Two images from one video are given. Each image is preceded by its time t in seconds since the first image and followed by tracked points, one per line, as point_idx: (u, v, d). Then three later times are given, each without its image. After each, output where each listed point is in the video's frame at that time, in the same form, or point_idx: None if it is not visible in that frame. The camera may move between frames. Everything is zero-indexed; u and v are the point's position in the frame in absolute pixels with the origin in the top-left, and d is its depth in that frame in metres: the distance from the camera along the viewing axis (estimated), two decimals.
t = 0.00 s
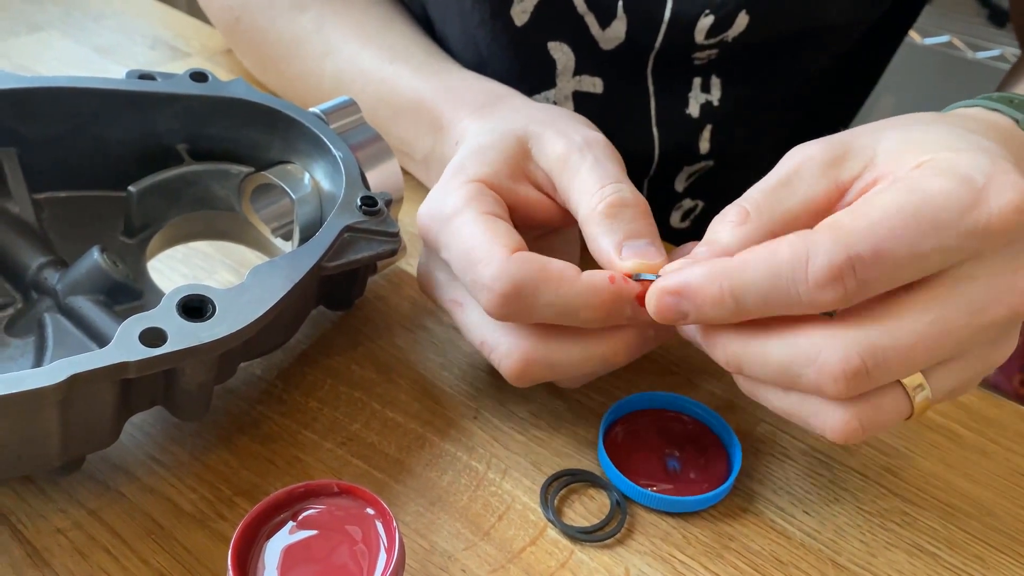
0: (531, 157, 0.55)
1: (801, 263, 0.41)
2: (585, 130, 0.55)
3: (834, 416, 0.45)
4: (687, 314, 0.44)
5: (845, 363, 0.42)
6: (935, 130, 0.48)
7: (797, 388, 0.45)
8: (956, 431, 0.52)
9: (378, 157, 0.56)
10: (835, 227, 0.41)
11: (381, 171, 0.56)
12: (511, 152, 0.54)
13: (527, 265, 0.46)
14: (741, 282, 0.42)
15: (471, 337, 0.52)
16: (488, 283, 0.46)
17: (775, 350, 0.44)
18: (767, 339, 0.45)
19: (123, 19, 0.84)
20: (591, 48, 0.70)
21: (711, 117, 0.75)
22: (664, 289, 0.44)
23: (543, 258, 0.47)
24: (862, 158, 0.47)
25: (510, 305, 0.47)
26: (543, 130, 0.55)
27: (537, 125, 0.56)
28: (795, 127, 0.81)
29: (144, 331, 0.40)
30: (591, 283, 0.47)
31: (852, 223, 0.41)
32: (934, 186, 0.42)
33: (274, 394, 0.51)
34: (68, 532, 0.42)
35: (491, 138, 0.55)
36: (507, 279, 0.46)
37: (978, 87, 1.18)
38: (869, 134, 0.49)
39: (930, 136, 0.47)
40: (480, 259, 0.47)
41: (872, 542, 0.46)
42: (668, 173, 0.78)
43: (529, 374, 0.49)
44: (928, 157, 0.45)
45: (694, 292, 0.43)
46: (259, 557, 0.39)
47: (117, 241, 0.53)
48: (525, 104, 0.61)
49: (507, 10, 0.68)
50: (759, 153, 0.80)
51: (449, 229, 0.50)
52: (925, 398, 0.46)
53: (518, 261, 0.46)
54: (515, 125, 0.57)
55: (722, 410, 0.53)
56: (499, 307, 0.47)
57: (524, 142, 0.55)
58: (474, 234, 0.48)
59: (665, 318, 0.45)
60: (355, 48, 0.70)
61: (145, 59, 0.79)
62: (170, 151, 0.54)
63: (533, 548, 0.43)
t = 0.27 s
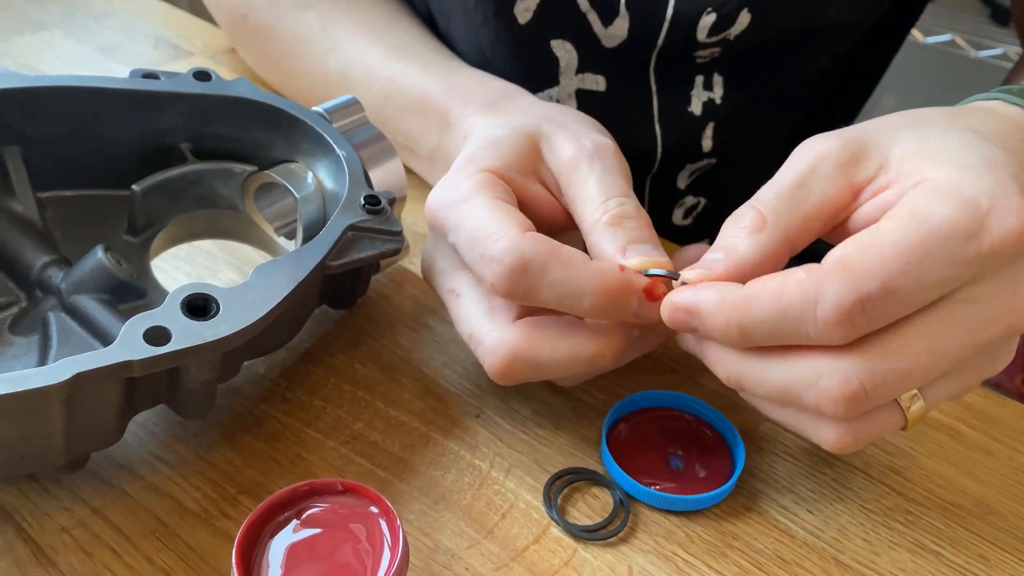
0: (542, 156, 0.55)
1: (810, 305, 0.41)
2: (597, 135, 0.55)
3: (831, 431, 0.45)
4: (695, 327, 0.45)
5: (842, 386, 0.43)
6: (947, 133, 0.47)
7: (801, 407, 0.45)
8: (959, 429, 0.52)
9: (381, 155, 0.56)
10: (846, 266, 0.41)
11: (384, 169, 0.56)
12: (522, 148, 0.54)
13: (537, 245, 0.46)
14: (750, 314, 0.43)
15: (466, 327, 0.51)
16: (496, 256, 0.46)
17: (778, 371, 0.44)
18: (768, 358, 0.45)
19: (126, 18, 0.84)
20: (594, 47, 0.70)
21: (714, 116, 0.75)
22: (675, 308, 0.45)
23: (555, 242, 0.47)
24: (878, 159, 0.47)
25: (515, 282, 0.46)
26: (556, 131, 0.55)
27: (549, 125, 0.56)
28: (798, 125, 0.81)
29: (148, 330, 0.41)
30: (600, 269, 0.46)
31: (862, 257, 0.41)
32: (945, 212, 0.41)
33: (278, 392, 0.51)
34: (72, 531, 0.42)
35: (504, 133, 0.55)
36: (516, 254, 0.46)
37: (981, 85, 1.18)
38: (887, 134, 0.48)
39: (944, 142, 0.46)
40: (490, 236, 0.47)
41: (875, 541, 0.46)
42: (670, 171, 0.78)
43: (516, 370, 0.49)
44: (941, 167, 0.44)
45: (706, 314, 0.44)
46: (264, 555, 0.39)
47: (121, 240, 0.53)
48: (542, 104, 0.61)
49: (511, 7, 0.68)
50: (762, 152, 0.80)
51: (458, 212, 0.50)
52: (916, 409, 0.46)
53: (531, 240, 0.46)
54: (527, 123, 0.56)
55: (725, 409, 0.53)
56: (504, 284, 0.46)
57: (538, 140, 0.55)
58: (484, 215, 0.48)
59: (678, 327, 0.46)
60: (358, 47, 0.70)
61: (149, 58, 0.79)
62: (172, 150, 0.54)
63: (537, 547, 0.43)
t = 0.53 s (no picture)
0: (544, 153, 0.55)
1: (791, 226, 0.42)
2: (598, 129, 0.56)
3: (859, 375, 0.45)
4: (695, 301, 0.44)
5: (857, 308, 0.42)
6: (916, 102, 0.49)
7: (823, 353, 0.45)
8: (961, 428, 0.52)
9: (383, 154, 0.56)
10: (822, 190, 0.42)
11: (387, 168, 0.56)
12: (525, 146, 0.55)
13: (539, 260, 0.46)
14: (737, 253, 0.43)
15: (478, 327, 0.51)
16: (500, 274, 0.47)
17: (791, 313, 0.45)
18: (779, 306, 0.45)
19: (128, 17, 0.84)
20: (596, 45, 0.70)
21: (716, 113, 0.75)
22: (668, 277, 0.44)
23: (556, 253, 0.47)
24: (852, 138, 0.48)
25: (521, 299, 0.47)
26: (557, 127, 0.55)
27: (550, 122, 0.56)
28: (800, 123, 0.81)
29: (153, 329, 0.41)
30: (602, 280, 0.47)
31: (833, 175, 0.42)
32: (914, 140, 0.42)
33: (280, 391, 0.51)
34: (76, 528, 0.42)
35: (505, 132, 0.55)
36: (519, 272, 0.46)
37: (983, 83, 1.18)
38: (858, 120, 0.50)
39: (909, 110, 0.48)
40: (493, 252, 0.47)
41: (877, 539, 0.46)
42: (672, 170, 0.79)
43: (532, 368, 0.49)
44: (911, 120, 0.46)
45: (695, 274, 0.43)
46: (267, 553, 0.39)
47: (124, 238, 0.53)
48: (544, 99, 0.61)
49: (514, 6, 0.68)
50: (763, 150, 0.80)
51: (462, 219, 0.50)
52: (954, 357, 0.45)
53: (532, 254, 0.46)
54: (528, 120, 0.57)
55: (727, 407, 0.53)
56: (509, 301, 0.47)
57: (540, 137, 0.55)
58: (487, 226, 0.48)
59: (673, 314, 0.45)
60: (361, 46, 0.70)
61: (151, 57, 0.79)
62: (176, 149, 0.55)
63: (539, 545, 0.43)
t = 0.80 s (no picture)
0: (528, 162, 0.55)
1: (823, 245, 0.42)
2: (586, 135, 0.55)
3: (875, 382, 0.45)
4: (727, 328, 0.43)
5: (882, 320, 0.42)
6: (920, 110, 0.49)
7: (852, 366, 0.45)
8: (963, 427, 0.52)
9: (385, 153, 0.56)
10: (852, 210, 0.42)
11: (389, 167, 0.56)
12: (507, 159, 0.55)
13: (521, 285, 0.47)
14: (770, 274, 0.42)
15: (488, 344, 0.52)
16: (485, 301, 0.47)
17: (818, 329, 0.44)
18: (804, 322, 0.45)
19: (130, 16, 0.85)
20: (597, 45, 0.70)
21: (718, 113, 0.75)
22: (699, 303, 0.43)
23: (539, 272, 0.47)
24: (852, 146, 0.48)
25: (508, 323, 0.48)
26: (541, 134, 0.55)
27: (534, 130, 0.56)
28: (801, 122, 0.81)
29: (155, 327, 0.41)
30: (586, 295, 0.46)
31: (856, 193, 0.43)
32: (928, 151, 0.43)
33: (283, 389, 0.51)
34: (79, 527, 0.42)
35: (489, 146, 0.55)
36: (502, 299, 0.47)
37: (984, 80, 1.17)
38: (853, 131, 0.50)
39: (909, 120, 0.48)
40: (478, 277, 0.48)
41: (878, 537, 0.46)
42: (673, 168, 0.79)
43: (541, 376, 0.50)
44: (917, 130, 0.46)
45: (729, 299, 0.42)
46: (269, 551, 0.39)
47: (126, 237, 0.53)
48: (537, 101, 0.60)
49: (515, 5, 0.69)
50: (765, 149, 0.80)
51: (449, 242, 0.51)
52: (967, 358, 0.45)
53: (513, 279, 0.47)
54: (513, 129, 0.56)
55: (729, 406, 0.53)
56: (498, 324, 0.48)
57: (525, 149, 0.55)
58: (471, 249, 0.49)
59: (705, 342, 0.43)
60: (362, 45, 0.70)
61: (153, 56, 0.80)
62: (178, 148, 0.55)
63: (541, 543, 0.43)
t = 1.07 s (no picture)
0: (515, 170, 0.55)
1: (734, 225, 0.44)
2: (570, 137, 0.54)
3: (901, 329, 0.44)
4: (674, 304, 0.42)
5: (835, 272, 0.43)
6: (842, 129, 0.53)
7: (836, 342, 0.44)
8: (967, 426, 0.52)
9: (388, 152, 0.56)
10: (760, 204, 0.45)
11: (391, 165, 0.56)
12: (492, 169, 0.55)
13: (505, 308, 0.47)
14: (693, 253, 0.44)
15: (492, 361, 0.52)
16: (475, 328, 0.48)
17: (783, 309, 0.44)
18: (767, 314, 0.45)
19: (132, 15, 0.85)
20: (599, 44, 0.70)
21: (720, 112, 0.75)
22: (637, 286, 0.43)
23: (523, 292, 0.48)
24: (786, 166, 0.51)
25: (502, 347, 0.48)
26: (526, 141, 0.55)
27: (520, 136, 0.55)
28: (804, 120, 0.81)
29: (158, 326, 0.41)
30: (570, 312, 0.46)
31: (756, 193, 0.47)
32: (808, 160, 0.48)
33: (285, 388, 0.51)
34: (83, 525, 0.42)
35: (474, 156, 0.55)
36: (490, 325, 0.48)
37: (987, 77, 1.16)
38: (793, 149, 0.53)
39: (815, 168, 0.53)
40: (466, 301, 0.49)
41: (882, 536, 0.46)
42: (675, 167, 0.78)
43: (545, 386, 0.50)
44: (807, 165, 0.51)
45: (666, 276, 0.43)
46: (272, 550, 0.39)
47: (129, 236, 0.53)
48: (521, 101, 0.60)
49: (515, 6, 0.68)
50: (767, 148, 0.80)
51: (439, 262, 0.51)
52: (961, 301, 0.45)
53: (498, 304, 0.48)
54: (499, 136, 0.56)
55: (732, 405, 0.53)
56: (494, 348, 0.49)
57: (510, 155, 0.55)
58: (456, 273, 0.50)
59: (654, 321, 0.42)
60: (364, 44, 0.70)
61: (155, 55, 0.80)
62: (181, 147, 0.55)
63: (544, 542, 0.43)
